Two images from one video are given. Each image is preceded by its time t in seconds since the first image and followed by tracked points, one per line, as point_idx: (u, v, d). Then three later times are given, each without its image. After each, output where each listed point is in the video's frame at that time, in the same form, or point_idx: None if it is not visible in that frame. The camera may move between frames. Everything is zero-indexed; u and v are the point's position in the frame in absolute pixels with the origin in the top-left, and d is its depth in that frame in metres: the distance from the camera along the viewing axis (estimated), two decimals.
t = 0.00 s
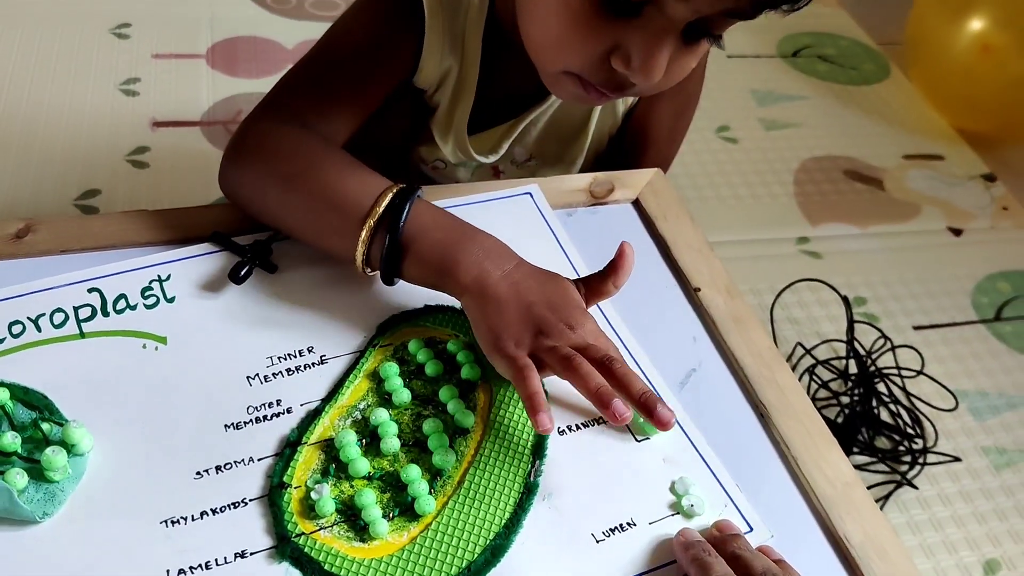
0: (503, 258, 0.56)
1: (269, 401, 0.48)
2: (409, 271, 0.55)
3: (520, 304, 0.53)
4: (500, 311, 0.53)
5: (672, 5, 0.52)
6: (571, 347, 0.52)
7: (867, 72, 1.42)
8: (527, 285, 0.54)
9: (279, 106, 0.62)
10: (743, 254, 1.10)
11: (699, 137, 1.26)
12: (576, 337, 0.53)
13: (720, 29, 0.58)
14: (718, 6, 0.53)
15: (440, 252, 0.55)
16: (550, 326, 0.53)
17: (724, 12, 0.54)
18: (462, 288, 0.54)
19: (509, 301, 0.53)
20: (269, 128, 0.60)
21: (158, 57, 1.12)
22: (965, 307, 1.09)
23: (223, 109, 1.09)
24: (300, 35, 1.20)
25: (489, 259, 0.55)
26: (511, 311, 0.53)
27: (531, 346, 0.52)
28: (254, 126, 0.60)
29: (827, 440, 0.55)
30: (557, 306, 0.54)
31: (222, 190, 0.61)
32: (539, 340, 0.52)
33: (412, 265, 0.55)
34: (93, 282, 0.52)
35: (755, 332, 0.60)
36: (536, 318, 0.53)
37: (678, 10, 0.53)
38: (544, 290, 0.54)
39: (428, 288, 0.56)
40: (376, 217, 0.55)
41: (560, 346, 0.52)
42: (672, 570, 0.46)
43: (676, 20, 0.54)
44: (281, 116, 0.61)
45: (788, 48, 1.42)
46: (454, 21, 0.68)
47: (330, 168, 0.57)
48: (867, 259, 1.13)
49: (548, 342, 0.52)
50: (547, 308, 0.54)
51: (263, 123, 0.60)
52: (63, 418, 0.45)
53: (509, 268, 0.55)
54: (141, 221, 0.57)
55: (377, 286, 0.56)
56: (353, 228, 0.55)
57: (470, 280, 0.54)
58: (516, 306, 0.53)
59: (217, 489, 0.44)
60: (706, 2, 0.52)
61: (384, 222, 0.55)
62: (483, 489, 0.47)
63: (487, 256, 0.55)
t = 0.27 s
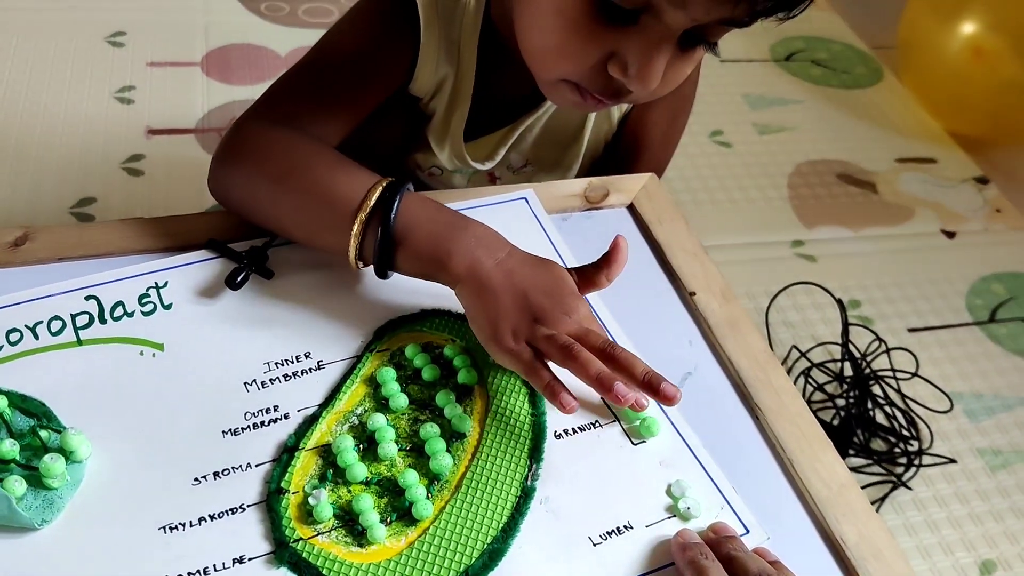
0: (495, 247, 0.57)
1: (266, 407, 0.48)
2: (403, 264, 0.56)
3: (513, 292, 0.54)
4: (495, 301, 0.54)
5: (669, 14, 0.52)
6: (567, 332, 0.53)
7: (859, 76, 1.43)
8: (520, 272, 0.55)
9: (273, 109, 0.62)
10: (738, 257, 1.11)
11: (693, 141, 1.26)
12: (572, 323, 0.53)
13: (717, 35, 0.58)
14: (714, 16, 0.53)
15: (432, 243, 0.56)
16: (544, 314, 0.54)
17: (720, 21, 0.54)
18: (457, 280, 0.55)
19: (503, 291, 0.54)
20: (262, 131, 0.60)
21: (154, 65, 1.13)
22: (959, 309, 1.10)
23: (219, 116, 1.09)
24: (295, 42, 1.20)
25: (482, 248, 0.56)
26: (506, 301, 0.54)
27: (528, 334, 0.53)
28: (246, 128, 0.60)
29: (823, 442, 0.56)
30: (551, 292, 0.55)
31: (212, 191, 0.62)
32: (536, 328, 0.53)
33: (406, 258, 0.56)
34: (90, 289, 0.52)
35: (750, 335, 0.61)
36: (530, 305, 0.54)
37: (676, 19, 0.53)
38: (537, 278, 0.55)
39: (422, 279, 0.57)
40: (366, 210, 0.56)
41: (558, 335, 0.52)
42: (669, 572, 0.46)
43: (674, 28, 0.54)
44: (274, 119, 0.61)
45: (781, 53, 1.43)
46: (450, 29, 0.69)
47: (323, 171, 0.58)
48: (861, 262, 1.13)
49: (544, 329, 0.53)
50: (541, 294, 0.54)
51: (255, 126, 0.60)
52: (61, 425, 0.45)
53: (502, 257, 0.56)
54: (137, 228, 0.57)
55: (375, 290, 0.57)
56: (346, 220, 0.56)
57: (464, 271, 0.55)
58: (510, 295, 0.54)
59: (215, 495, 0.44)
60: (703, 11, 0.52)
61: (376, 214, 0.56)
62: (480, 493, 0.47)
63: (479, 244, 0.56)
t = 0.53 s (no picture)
0: (482, 224, 0.58)
1: (263, 411, 0.48)
2: (392, 247, 0.57)
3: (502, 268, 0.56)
4: (485, 278, 0.55)
5: (667, 17, 0.53)
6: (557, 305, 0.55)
7: (853, 78, 1.44)
8: (508, 247, 0.57)
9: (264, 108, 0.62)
10: (733, 259, 1.11)
11: (688, 144, 1.27)
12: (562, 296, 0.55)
13: (713, 38, 0.58)
14: (711, 19, 0.53)
15: (420, 224, 0.57)
16: (533, 288, 0.55)
17: (717, 25, 0.54)
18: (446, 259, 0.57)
19: (493, 267, 0.56)
20: (253, 132, 0.60)
21: (148, 70, 1.12)
22: (954, 309, 1.10)
23: (214, 120, 1.09)
24: (289, 46, 1.20)
25: (467, 224, 0.57)
26: (496, 277, 0.55)
27: (520, 309, 0.55)
28: (238, 126, 0.61)
29: (819, 442, 0.56)
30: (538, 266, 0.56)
31: (200, 189, 0.63)
32: (528, 302, 0.55)
33: (394, 241, 0.57)
34: (86, 293, 0.52)
35: (746, 336, 0.61)
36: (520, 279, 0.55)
37: (673, 22, 0.53)
38: (524, 252, 0.57)
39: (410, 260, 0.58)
40: (351, 194, 0.57)
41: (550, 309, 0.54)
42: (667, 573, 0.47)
43: (671, 31, 0.54)
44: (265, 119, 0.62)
45: (775, 55, 1.43)
46: (446, 33, 0.69)
47: (313, 167, 0.58)
48: (856, 264, 1.14)
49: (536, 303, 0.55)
50: (529, 268, 0.56)
51: (246, 125, 0.61)
52: (58, 430, 0.45)
53: (489, 233, 0.57)
54: (134, 233, 0.57)
55: (372, 292, 0.57)
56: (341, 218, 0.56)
57: (452, 248, 0.56)
58: (500, 270, 0.56)
59: (212, 499, 0.44)
60: (700, 14, 0.53)
61: (361, 198, 0.57)
62: (477, 495, 0.47)
63: (466, 221, 0.58)
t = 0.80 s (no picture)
0: (477, 211, 0.59)
1: (262, 416, 0.48)
2: (389, 238, 0.58)
3: (499, 249, 0.57)
4: (483, 261, 0.56)
5: (666, 22, 0.53)
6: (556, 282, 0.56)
7: (850, 81, 1.44)
8: (502, 231, 0.58)
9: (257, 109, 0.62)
10: (731, 262, 1.11)
11: (685, 146, 1.27)
12: (558, 276, 0.56)
13: (710, 44, 0.58)
14: (709, 25, 0.54)
15: (416, 213, 0.58)
16: (529, 269, 0.56)
17: (715, 30, 0.54)
18: (444, 246, 0.57)
19: (490, 249, 0.57)
20: (246, 131, 0.60)
21: (145, 74, 1.12)
22: (951, 311, 1.10)
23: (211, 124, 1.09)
24: (286, 50, 1.20)
25: (462, 212, 0.58)
26: (493, 258, 0.56)
27: (518, 289, 0.56)
28: (231, 126, 0.61)
29: (818, 444, 0.56)
30: (533, 248, 0.57)
31: (194, 193, 0.63)
32: (526, 282, 0.56)
33: (391, 232, 0.58)
34: (84, 299, 0.52)
35: (744, 339, 0.61)
36: (516, 259, 0.56)
37: (672, 27, 0.53)
38: (520, 236, 0.58)
39: (407, 250, 0.59)
40: (347, 185, 0.57)
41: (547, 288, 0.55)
42: None
43: (669, 36, 0.54)
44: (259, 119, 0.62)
45: (771, 58, 1.44)
46: (443, 37, 0.69)
47: (307, 166, 0.58)
48: (854, 266, 1.14)
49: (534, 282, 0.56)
50: (525, 250, 0.57)
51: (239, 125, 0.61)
52: (56, 435, 0.45)
53: (484, 218, 0.58)
54: (132, 238, 0.57)
55: (371, 296, 0.56)
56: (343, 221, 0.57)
57: (449, 234, 0.57)
58: (496, 252, 0.57)
59: (212, 504, 0.44)
60: (698, 20, 0.53)
61: (356, 190, 0.57)
62: (477, 499, 0.47)
63: (460, 208, 0.59)
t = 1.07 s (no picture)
0: (469, 222, 0.59)
1: (260, 417, 0.48)
2: (379, 244, 0.58)
3: (487, 266, 0.57)
4: (470, 275, 0.56)
5: (665, 27, 0.53)
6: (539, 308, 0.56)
7: (846, 83, 1.44)
8: (492, 247, 0.58)
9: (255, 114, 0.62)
10: (729, 264, 1.11)
11: (683, 149, 1.27)
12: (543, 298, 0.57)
13: (710, 49, 0.58)
14: (708, 30, 0.54)
15: (408, 222, 0.57)
16: (516, 290, 0.56)
17: (714, 36, 0.55)
18: (433, 255, 0.57)
19: (478, 264, 0.57)
20: (246, 137, 0.60)
21: (143, 78, 1.13)
22: (948, 313, 1.11)
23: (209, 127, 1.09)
24: (284, 53, 1.20)
25: (455, 220, 0.58)
26: (480, 275, 0.56)
27: (502, 308, 0.56)
28: (228, 125, 0.61)
29: (815, 445, 0.56)
30: (521, 268, 0.57)
31: (185, 194, 0.63)
32: (510, 304, 0.56)
33: (381, 237, 0.57)
34: (83, 301, 0.52)
35: (742, 339, 0.61)
36: (504, 279, 0.56)
37: (671, 32, 0.53)
38: (509, 254, 0.58)
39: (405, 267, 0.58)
40: (338, 192, 0.57)
41: (532, 315, 0.56)
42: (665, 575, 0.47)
43: (668, 41, 0.55)
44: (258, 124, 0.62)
45: (768, 61, 1.44)
46: (440, 38, 0.70)
47: (300, 170, 0.58)
48: (850, 267, 1.14)
49: (519, 305, 0.56)
50: (512, 269, 0.57)
51: (238, 130, 0.61)
52: (55, 437, 0.45)
53: (475, 230, 0.58)
54: (130, 240, 0.57)
55: (369, 298, 0.57)
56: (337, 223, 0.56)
57: (439, 245, 0.57)
58: (484, 268, 0.57)
59: (210, 505, 0.44)
60: (697, 25, 0.53)
61: (348, 197, 0.57)
62: (475, 499, 0.47)
63: (452, 217, 0.58)
